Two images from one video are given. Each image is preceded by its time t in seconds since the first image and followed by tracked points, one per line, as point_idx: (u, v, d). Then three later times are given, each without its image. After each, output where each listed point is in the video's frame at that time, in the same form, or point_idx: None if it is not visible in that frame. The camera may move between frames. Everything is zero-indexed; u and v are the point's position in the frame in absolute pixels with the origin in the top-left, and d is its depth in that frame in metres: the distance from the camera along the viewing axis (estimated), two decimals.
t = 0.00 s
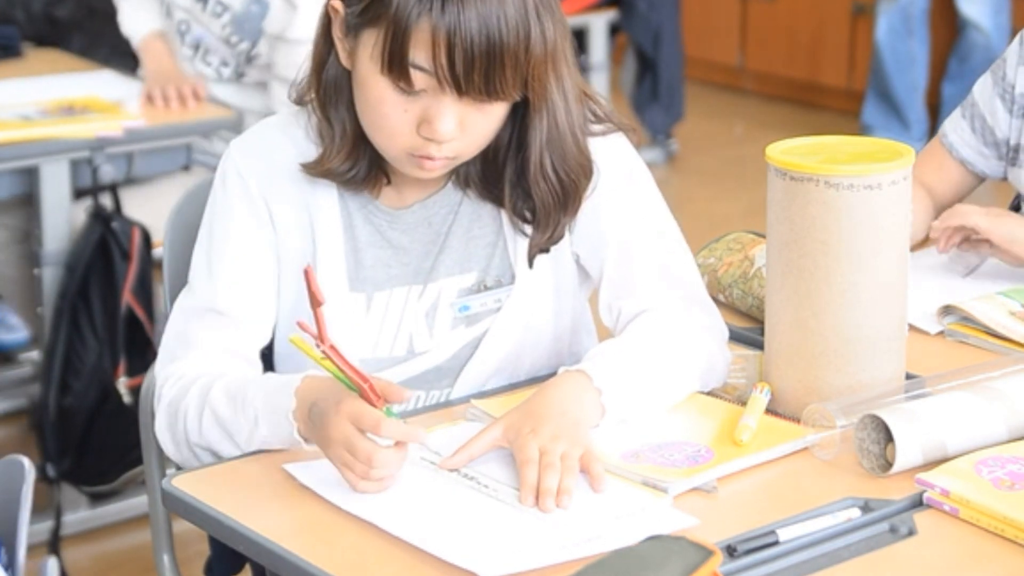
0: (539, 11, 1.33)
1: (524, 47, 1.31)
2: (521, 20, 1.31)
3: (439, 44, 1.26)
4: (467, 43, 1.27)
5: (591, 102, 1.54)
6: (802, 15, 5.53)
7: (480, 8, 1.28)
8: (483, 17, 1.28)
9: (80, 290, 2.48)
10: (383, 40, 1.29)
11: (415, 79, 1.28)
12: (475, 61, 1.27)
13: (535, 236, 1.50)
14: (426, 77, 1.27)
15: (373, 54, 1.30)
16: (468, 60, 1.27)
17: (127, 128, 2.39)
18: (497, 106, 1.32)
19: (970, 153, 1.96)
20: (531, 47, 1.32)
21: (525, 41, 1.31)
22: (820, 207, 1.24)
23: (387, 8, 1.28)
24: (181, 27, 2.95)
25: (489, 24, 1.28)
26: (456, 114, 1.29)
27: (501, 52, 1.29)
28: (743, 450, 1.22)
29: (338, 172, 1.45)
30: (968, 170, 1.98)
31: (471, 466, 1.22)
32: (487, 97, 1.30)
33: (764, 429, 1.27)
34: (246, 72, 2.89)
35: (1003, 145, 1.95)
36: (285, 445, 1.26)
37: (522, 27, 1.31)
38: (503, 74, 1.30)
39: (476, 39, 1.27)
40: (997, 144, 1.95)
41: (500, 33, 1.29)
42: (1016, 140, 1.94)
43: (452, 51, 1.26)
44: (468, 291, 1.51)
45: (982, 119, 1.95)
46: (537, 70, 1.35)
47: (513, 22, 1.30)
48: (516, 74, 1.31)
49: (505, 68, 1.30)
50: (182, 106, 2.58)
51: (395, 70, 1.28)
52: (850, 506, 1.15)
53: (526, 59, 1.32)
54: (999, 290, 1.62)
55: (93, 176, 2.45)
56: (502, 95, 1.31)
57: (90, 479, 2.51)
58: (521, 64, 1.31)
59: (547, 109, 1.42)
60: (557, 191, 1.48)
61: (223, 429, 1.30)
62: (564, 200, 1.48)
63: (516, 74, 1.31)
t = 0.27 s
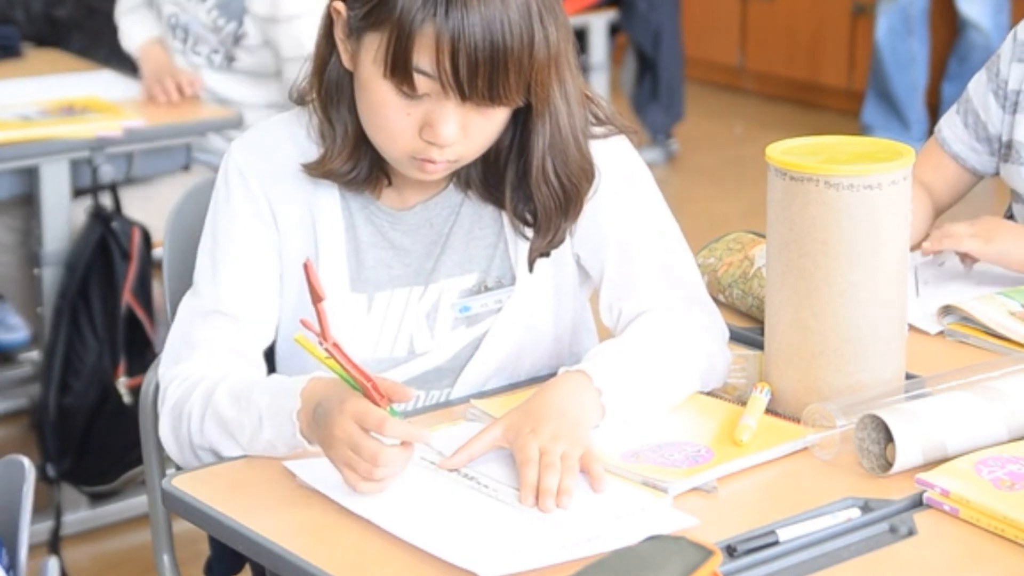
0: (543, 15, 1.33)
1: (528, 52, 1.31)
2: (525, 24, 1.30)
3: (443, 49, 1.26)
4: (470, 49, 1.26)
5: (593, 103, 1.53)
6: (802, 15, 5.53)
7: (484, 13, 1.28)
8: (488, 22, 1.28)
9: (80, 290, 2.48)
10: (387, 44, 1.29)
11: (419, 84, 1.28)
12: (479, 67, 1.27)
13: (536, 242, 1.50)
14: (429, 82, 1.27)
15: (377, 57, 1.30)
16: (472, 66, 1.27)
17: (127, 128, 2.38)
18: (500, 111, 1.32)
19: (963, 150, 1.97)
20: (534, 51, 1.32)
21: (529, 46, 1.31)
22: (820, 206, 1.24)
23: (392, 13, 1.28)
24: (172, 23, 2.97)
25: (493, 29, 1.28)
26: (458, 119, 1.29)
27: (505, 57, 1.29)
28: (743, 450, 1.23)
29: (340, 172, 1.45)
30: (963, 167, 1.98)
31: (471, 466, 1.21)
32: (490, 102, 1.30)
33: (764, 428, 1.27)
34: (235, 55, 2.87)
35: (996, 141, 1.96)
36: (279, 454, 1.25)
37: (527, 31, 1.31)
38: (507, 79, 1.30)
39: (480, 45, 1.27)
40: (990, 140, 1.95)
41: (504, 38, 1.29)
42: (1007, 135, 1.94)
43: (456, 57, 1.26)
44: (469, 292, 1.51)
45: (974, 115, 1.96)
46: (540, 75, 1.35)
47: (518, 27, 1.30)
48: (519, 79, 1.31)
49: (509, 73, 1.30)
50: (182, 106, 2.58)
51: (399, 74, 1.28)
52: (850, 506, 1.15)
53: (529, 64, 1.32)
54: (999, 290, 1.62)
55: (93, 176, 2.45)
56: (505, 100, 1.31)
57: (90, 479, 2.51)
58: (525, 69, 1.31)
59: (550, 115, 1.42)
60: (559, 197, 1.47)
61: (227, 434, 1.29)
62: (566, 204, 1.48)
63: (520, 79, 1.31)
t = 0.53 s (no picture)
0: (544, 15, 1.33)
1: (529, 51, 1.31)
2: (526, 24, 1.30)
3: (445, 49, 1.26)
4: (472, 49, 1.26)
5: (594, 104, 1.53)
6: (802, 15, 5.53)
7: (486, 13, 1.28)
8: (489, 22, 1.28)
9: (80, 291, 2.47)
10: (389, 44, 1.29)
11: (420, 83, 1.28)
12: (480, 67, 1.27)
13: (537, 240, 1.50)
14: (431, 81, 1.27)
15: (378, 57, 1.30)
16: (473, 66, 1.27)
17: (126, 128, 2.38)
18: (500, 111, 1.32)
19: (962, 148, 1.97)
20: (535, 51, 1.32)
21: (530, 46, 1.31)
22: (820, 206, 1.24)
23: (393, 12, 1.28)
24: (157, 18, 2.94)
25: (495, 28, 1.28)
26: (459, 118, 1.29)
27: (506, 57, 1.29)
28: (743, 450, 1.23)
29: (340, 172, 1.44)
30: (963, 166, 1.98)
31: (470, 466, 1.22)
32: (491, 101, 1.29)
33: (764, 428, 1.27)
34: (222, 41, 2.87)
35: (995, 141, 1.96)
36: (278, 456, 1.24)
37: (528, 31, 1.31)
38: (507, 79, 1.29)
39: (481, 45, 1.27)
40: (990, 140, 1.96)
41: (505, 38, 1.29)
42: (1006, 135, 1.94)
43: (457, 56, 1.26)
44: (469, 292, 1.51)
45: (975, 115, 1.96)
46: (541, 75, 1.35)
47: (519, 26, 1.30)
48: (520, 79, 1.31)
49: (510, 73, 1.29)
50: (182, 106, 2.58)
51: (401, 74, 1.28)
52: (850, 506, 1.15)
53: (530, 63, 1.32)
54: (999, 290, 1.62)
55: (93, 176, 2.45)
56: (505, 100, 1.31)
57: (90, 479, 2.51)
58: (526, 68, 1.31)
59: (552, 114, 1.42)
60: (560, 196, 1.47)
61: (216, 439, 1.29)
62: (566, 203, 1.48)
63: (521, 78, 1.31)
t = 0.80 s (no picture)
0: (538, 9, 1.33)
1: (522, 45, 1.31)
2: (520, 18, 1.31)
3: (437, 43, 1.26)
4: (464, 42, 1.27)
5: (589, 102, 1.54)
6: (802, 15, 5.53)
7: (479, 7, 1.28)
8: (482, 16, 1.28)
9: (80, 290, 2.47)
10: (381, 38, 1.29)
11: (414, 78, 1.28)
12: (473, 60, 1.27)
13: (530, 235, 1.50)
14: (424, 76, 1.27)
15: (371, 52, 1.31)
16: (466, 59, 1.27)
17: (126, 128, 2.38)
18: (495, 105, 1.32)
19: (961, 147, 1.97)
20: (529, 45, 1.32)
21: (523, 40, 1.31)
22: (820, 206, 1.24)
23: (385, 6, 1.28)
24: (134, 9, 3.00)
25: (488, 23, 1.28)
26: (453, 112, 1.29)
27: (499, 50, 1.29)
28: (743, 451, 1.23)
29: (336, 168, 1.45)
30: (962, 165, 1.98)
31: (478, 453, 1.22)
32: (485, 95, 1.30)
33: (764, 428, 1.27)
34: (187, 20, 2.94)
35: (994, 140, 1.95)
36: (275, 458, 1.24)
37: (521, 25, 1.31)
38: (501, 72, 1.30)
39: (473, 38, 1.27)
40: (989, 139, 1.95)
41: (498, 32, 1.29)
42: (1004, 133, 1.94)
43: (450, 50, 1.26)
44: (465, 296, 1.51)
45: (973, 114, 1.96)
46: (534, 69, 1.35)
47: (512, 20, 1.30)
48: (513, 73, 1.31)
49: (503, 66, 1.30)
50: (181, 106, 2.58)
51: (394, 68, 1.28)
52: (849, 506, 1.15)
53: (524, 57, 1.32)
54: (999, 290, 1.61)
55: (93, 176, 2.45)
56: (500, 93, 1.31)
57: (90, 479, 2.51)
58: (519, 62, 1.32)
59: (545, 108, 1.43)
60: (554, 191, 1.48)
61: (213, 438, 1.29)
62: (560, 197, 1.48)
63: (514, 72, 1.31)
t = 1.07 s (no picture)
0: (536, 8, 1.33)
1: (521, 43, 1.31)
2: (518, 16, 1.31)
3: (435, 40, 1.26)
4: (462, 39, 1.27)
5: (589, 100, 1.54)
6: (802, 14, 5.53)
7: (477, 4, 1.28)
8: (480, 14, 1.28)
9: (80, 290, 2.47)
10: (380, 35, 1.29)
11: (412, 75, 1.28)
12: (471, 58, 1.27)
13: (530, 231, 1.50)
14: (422, 73, 1.27)
15: (370, 49, 1.30)
16: (464, 57, 1.27)
17: (126, 127, 2.38)
18: (494, 102, 1.32)
19: (959, 147, 1.97)
20: (528, 42, 1.32)
21: (521, 37, 1.31)
22: (820, 206, 1.24)
23: (383, 3, 1.28)
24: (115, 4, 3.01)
25: (486, 20, 1.28)
26: (451, 109, 1.29)
27: (497, 48, 1.29)
28: (742, 450, 1.23)
29: (336, 165, 1.45)
30: (961, 165, 1.98)
31: (478, 457, 1.22)
32: (483, 92, 1.30)
33: (764, 428, 1.27)
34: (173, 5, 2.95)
35: (992, 140, 1.95)
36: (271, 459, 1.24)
37: (520, 23, 1.31)
38: (499, 70, 1.30)
39: (472, 36, 1.27)
40: (986, 139, 1.95)
41: (496, 29, 1.29)
42: (1001, 133, 1.93)
43: (448, 47, 1.26)
44: (465, 295, 1.51)
45: (971, 113, 1.96)
46: (533, 67, 1.35)
47: (510, 18, 1.30)
48: (512, 70, 1.31)
49: (501, 64, 1.30)
50: (181, 106, 2.58)
51: (393, 65, 1.28)
52: (849, 506, 1.15)
53: (522, 55, 1.32)
54: (999, 290, 1.61)
55: (93, 176, 2.45)
56: (498, 90, 1.31)
57: (90, 479, 2.51)
58: (517, 59, 1.32)
59: (543, 106, 1.43)
60: (551, 188, 1.48)
61: (213, 439, 1.29)
62: (559, 194, 1.49)
63: (512, 70, 1.31)
